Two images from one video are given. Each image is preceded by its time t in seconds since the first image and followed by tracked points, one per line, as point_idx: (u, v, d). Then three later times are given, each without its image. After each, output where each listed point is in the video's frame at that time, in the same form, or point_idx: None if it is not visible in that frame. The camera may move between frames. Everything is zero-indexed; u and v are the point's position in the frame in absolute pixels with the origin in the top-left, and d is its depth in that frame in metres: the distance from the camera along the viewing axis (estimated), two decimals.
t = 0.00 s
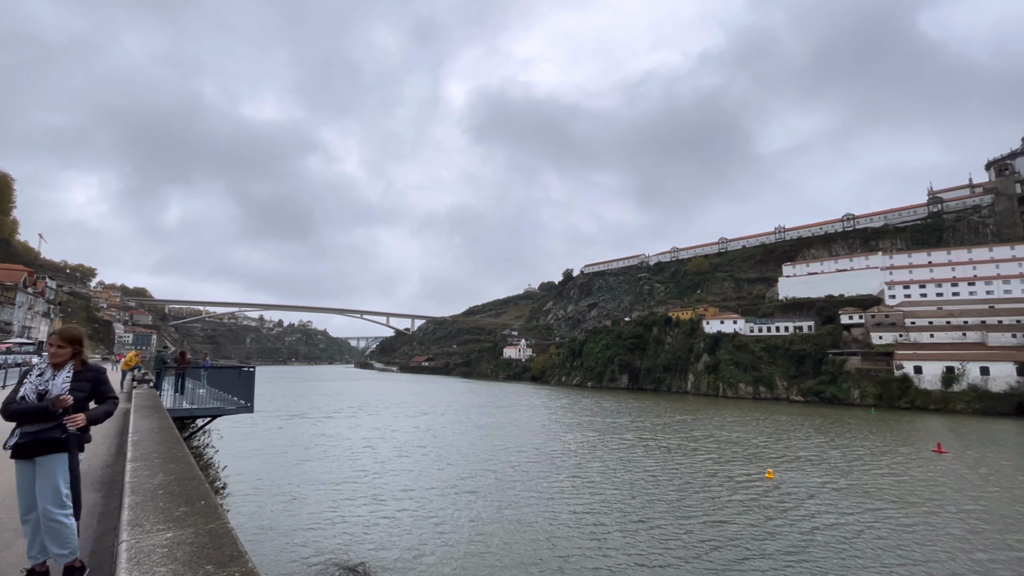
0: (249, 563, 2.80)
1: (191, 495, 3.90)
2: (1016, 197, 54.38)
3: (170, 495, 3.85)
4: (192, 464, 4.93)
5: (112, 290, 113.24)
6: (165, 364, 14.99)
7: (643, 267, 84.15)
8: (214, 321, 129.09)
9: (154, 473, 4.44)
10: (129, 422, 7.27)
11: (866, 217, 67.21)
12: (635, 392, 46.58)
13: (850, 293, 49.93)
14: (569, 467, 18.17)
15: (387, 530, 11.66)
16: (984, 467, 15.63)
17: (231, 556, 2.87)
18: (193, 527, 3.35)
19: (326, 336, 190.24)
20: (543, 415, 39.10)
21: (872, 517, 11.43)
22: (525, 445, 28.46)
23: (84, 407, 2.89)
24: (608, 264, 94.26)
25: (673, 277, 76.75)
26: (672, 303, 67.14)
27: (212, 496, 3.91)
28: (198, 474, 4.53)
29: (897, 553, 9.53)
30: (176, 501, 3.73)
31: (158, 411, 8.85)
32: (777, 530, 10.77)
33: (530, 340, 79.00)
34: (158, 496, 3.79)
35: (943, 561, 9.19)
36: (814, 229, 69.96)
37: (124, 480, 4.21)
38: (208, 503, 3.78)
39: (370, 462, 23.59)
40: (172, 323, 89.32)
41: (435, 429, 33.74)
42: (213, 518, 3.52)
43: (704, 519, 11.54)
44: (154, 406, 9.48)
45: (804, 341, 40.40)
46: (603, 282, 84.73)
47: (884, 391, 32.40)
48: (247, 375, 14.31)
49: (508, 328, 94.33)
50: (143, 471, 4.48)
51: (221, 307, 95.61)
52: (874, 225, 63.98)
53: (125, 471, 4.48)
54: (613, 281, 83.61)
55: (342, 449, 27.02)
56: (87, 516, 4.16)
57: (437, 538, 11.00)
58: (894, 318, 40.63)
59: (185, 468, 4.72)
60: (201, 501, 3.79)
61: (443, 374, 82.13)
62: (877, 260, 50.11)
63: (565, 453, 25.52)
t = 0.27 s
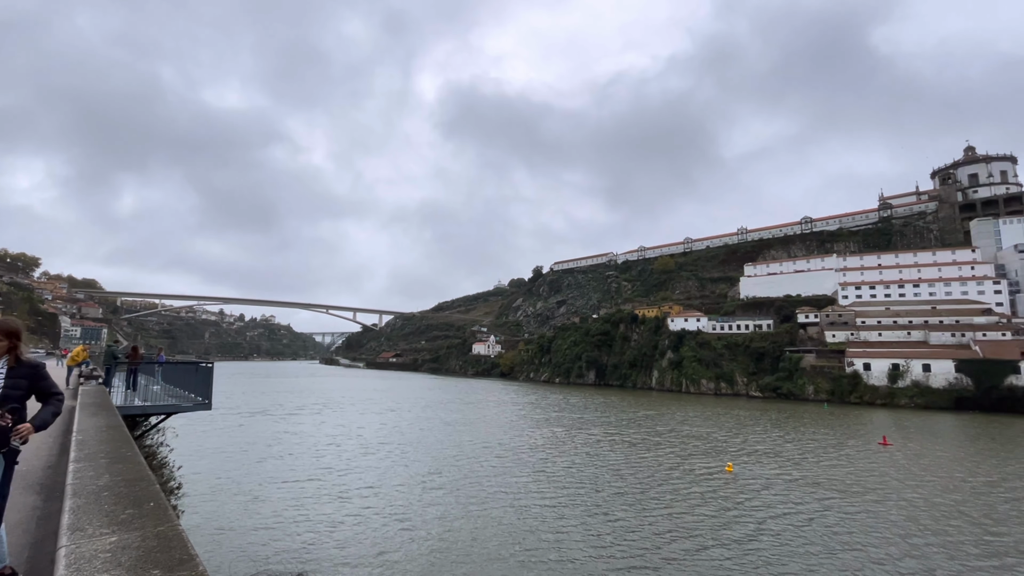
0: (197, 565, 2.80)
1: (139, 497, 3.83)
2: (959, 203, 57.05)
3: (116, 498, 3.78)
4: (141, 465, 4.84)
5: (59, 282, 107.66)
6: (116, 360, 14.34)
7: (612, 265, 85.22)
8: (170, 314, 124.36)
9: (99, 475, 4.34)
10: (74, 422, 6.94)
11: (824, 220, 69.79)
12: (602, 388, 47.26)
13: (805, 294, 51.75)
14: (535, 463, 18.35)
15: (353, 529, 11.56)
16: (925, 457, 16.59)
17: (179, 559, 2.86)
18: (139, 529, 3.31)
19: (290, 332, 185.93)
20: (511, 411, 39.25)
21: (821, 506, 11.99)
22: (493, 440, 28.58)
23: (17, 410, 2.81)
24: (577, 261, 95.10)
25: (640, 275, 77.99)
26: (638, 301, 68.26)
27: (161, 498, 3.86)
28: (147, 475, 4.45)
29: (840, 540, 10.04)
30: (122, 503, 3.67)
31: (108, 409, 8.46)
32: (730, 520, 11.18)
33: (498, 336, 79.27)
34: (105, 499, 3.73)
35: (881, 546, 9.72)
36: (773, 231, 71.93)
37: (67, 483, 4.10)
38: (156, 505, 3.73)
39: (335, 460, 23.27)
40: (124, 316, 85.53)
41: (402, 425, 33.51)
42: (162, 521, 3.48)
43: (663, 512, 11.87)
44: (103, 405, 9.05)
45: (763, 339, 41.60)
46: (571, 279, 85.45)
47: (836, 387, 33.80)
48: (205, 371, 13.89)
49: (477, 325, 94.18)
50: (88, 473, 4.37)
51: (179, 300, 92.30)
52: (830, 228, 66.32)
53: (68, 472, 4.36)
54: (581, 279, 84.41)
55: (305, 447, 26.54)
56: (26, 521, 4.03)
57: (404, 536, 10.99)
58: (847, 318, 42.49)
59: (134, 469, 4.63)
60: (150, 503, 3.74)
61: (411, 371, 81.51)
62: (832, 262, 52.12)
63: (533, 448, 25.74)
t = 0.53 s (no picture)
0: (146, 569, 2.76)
1: (86, 499, 3.75)
2: (908, 210, 60.49)
3: (61, 498, 3.71)
4: (89, 465, 4.72)
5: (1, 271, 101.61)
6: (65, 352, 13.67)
7: (581, 262, 86.05)
8: (124, 307, 119.29)
9: (41, 475, 4.20)
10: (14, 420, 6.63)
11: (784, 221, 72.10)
12: (570, 384, 47.88)
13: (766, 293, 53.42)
14: (501, 459, 18.35)
15: (318, 527, 11.49)
16: (874, 449, 17.48)
17: (126, 563, 2.83)
18: (82, 533, 3.22)
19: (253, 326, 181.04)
20: (481, 407, 39.38)
21: (773, 496, 12.50)
22: (459, 436, 28.56)
23: None
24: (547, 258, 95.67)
25: (609, 273, 78.99)
26: (607, 297, 69.24)
27: (108, 499, 3.81)
28: (95, 475, 4.33)
29: (789, 528, 10.50)
30: (67, 505, 3.59)
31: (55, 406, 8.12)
32: (686, 512, 11.53)
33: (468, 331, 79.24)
34: (46, 499, 3.64)
35: (827, 533, 10.21)
36: (737, 231, 73.71)
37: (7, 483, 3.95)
38: (103, 507, 3.66)
39: (298, 457, 22.88)
40: (73, 308, 81.48)
41: (368, 421, 33.14)
42: (107, 523, 3.40)
43: (623, 504, 12.17)
44: (52, 400, 8.69)
45: (726, 336, 42.67)
46: (542, 276, 85.99)
47: (793, 382, 35.08)
48: (162, 367, 13.46)
49: (446, 320, 93.81)
50: (30, 473, 4.24)
51: (133, 292, 88.62)
52: (790, 229, 68.49)
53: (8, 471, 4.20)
54: (551, 276, 85.02)
55: (268, 443, 26.05)
56: None
57: (369, 533, 10.97)
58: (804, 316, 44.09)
59: (80, 470, 4.51)
60: (94, 505, 3.65)
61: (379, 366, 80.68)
62: (790, 262, 53.96)
63: (499, 444, 25.88)
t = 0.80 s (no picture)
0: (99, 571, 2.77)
1: (33, 499, 3.67)
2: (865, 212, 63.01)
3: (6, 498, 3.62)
4: (37, 463, 4.59)
5: None
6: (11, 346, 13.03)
7: (553, 258, 86.55)
8: (78, 298, 114.20)
9: None
10: None
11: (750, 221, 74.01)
12: (541, 378, 48.29)
13: (731, 291, 54.82)
14: (470, 453, 18.43)
15: (285, 524, 11.38)
16: (829, 440, 18.26)
17: (78, 565, 2.82)
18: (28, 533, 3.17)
19: (216, 319, 175.87)
20: (451, 401, 39.40)
21: (733, 486, 12.96)
22: (429, 431, 28.53)
23: None
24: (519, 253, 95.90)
25: (580, 269, 79.68)
26: (578, 293, 69.89)
27: (57, 499, 3.74)
28: (40, 474, 4.21)
29: (748, 516, 10.90)
30: (13, 504, 3.51)
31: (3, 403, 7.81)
32: (648, 502, 11.84)
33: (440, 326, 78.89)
34: None
35: (782, 520, 10.66)
36: (705, 229, 75.22)
37: None
38: (51, 507, 3.60)
39: (263, 453, 22.47)
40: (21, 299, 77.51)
41: (336, 416, 32.73)
42: (55, 523, 3.35)
43: (588, 496, 12.42)
44: None
45: (692, 332, 43.56)
46: (514, 271, 86.18)
47: (755, 376, 36.20)
48: (117, 361, 13.07)
49: (418, 314, 93.18)
50: None
51: (87, 284, 84.94)
52: (755, 229, 70.27)
53: None
54: (523, 271, 85.28)
55: (232, 440, 25.49)
56: None
57: (337, 529, 10.93)
58: (766, 313, 45.42)
59: (27, 468, 4.39)
60: (40, 505, 3.58)
61: (348, 361, 79.61)
62: (755, 261, 55.43)
63: (469, 438, 25.96)
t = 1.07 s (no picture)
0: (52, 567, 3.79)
1: None
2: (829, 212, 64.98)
3: None
4: None
5: None
6: None
7: (528, 252, 86.72)
8: (31, 288, 109.09)
9: None
10: None
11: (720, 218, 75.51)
12: (515, 372, 48.50)
13: (700, 287, 55.95)
14: (441, 446, 18.45)
15: (252, 520, 11.25)
16: (789, 432, 18.93)
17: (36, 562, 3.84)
18: None
19: (180, 311, 170.53)
20: (424, 395, 39.29)
21: (697, 477, 13.32)
22: (400, 425, 28.38)
23: None
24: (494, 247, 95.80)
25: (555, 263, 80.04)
26: (552, 287, 70.26)
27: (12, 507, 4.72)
28: None
29: (708, 505, 11.30)
30: None
31: None
32: (614, 493, 12.15)
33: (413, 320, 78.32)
34: None
35: (740, 509, 11.03)
36: (677, 226, 76.40)
37: None
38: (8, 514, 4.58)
39: (229, 449, 22.03)
40: None
41: (305, 411, 32.27)
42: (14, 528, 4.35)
43: (556, 488, 12.65)
44: None
45: (663, 327, 44.30)
46: (488, 265, 86.08)
47: (722, 370, 37.16)
48: (74, 354, 12.62)
49: (391, 308, 92.29)
50: None
51: (41, 273, 81.16)
52: (725, 226, 71.76)
53: None
54: (498, 265, 85.25)
55: (197, 435, 24.92)
56: None
57: (306, 524, 10.86)
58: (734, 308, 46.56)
59: None
60: None
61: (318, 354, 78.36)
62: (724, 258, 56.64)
63: (441, 431, 25.95)
